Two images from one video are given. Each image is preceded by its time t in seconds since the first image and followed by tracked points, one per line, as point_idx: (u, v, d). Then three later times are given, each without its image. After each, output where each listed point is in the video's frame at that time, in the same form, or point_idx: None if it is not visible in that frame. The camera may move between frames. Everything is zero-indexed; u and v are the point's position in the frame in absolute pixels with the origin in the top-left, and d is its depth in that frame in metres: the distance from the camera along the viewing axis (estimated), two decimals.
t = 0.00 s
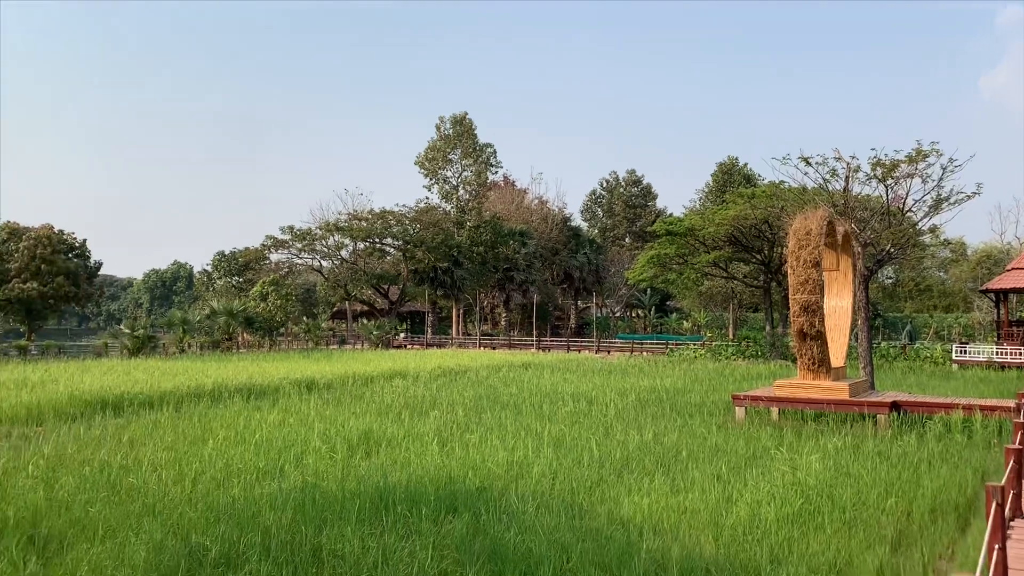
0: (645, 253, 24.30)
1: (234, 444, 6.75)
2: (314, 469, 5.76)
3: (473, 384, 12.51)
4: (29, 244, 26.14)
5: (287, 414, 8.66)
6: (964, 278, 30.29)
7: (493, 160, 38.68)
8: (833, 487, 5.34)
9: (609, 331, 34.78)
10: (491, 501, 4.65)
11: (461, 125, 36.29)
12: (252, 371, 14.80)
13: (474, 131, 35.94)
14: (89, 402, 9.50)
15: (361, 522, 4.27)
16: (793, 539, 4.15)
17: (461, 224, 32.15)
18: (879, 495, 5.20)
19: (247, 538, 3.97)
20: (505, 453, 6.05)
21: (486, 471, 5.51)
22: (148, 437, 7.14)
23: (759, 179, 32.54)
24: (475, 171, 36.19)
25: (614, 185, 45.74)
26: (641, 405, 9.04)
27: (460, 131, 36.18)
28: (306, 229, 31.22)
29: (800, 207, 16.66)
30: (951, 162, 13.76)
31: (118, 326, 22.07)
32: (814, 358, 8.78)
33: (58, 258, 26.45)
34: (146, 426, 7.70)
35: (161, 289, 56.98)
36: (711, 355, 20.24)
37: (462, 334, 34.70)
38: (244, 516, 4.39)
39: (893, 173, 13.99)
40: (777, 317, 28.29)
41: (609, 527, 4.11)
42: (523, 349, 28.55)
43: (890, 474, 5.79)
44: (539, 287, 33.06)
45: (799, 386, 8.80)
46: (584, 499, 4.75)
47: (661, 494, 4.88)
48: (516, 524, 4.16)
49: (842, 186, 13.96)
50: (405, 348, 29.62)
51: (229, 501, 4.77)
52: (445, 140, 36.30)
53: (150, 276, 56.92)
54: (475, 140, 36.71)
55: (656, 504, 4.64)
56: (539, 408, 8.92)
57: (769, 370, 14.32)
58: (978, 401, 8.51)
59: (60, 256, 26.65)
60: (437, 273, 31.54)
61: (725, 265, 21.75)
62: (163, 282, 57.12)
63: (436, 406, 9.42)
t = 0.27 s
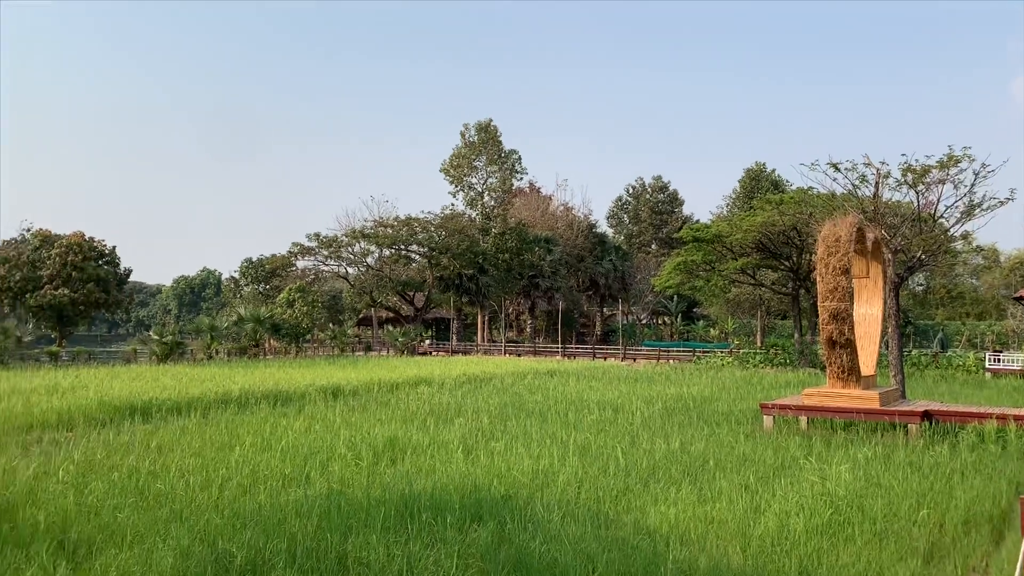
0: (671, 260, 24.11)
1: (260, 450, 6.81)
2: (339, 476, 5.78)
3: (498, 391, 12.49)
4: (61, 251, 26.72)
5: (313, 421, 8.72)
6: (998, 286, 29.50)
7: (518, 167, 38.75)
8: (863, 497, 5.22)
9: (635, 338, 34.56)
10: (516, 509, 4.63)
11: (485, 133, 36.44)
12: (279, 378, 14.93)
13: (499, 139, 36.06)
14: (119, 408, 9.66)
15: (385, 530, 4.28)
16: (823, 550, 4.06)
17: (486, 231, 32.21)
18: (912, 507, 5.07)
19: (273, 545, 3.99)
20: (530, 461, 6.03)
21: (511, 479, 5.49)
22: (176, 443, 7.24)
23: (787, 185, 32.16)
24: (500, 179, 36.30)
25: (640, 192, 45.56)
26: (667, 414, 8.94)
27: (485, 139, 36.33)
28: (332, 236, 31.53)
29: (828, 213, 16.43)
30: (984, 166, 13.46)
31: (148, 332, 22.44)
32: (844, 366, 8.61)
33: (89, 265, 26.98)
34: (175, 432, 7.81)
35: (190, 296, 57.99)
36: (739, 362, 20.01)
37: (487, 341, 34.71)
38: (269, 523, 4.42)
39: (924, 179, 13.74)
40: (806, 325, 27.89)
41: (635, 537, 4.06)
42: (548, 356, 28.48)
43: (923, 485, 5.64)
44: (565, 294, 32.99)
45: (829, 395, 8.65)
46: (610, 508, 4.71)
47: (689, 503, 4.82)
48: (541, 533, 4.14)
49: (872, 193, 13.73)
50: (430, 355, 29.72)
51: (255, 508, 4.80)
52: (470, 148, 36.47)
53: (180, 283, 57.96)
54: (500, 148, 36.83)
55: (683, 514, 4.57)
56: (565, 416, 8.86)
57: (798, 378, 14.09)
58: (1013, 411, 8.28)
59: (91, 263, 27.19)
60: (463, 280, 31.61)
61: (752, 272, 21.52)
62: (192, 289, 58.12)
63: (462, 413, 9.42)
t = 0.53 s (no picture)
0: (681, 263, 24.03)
1: (272, 454, 6.84)
2: (350, 480, 5.79)
3: (508, 395, 12.48)
4: (73, 257, 26.89)
5: (324, 425, 8.74)
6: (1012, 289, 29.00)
7: (528, 171, 38.77)
8: (876, 501, 5.18)
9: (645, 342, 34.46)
10: (527, 513, 4.62)
11: (494, 137, 36.51)
12: (290, 382, 14.98)
13: (508, 143, 36.11)
14: (131, 413, 9.72)
15: (396, 534, 4.29)
16: (835, 554, 4.03)
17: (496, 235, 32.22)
18: (926, 510, 5.02)
19: (285, 549, 4.01)
20: (540, 465, 6.02)
21: (522, 483, 5.48)
22: (188, 447, 7.28)
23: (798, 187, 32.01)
24: (509, 183, 36.34)
25: (650, 196, 45.50)
26: (678, 417, 8.90)
27: (494, 143, 36.38)
28: (343, 241, 31.64)
29: (839, 215, 16.33)
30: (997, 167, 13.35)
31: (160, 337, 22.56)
32: (856, 369, 8.55)
33: (102, 271, 27.15)
34: (187, 437, 7.85)
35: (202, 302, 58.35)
36: (750, 365, 19.91)
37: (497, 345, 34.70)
38: (281, 527, 4.44)
39: (936, 180, 13.64)
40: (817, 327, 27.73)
41: (646, 541, 4.05)
42: (559, 359, 28.45)
43: (937, 488, 5.59)
44: (575, 298, 32.96)
45: (840, 398, 8.59)
46: (621, 512, 4.69)
47: (700, 507, 4.80)
48: (552, 536, 4.13)
49: (883, 194, 13.64)
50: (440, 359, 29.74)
51: (267, 512, 4.82)
52: (479, 153, 36.54)
53: (192, 288, 58.34)
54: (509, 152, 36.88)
55: (695, 517, 4.55)
56: (576, 420, 8.85)
57: (809, 381, 14.00)
58: None
59: (103, 269, 27.37)
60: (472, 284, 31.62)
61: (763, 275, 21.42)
62: (204, 295, 58.49)
63: (472, 418, 9.42)
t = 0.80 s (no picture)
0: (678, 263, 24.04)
1: (270, 456, 6.83)
2: (348, 481, 5.79)
3: (506, 396, 12.48)
4: (71, 260, 26.82)
5: (322, 427, 8.74)
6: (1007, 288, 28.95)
7: (525, 172, 38.79)
8: (874, 500, 5.20)
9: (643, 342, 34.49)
10: (525, 514, 4.63)
11: (491, 138, 36.52)
12: (287, 384, 14.97)
13: (505, 144, 36.12)
14: (129, 415, 9.70)
15: (393, 535, 4.29)
16: (833, 553, 4.04)
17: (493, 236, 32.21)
18: (923, 509, 5.04)
19: (282, 551, 4.01)
20: (538, 465, 6.02)
21: (519, 484, 5.48)
22: (185, 450, 7.26)
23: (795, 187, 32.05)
24: (506, 184, 36.37)
25: (647, 196, 45.54)
26: (676, 417, 8.91)
27: (491, 144, 36.40)
28: (340, 242, 31.62)
29: (836, 215, 16.36)
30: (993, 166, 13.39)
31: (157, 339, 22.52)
32: (853, 369, 8.58)
33: (99, 273, 27.07)
34: (184, 439, 7.83)
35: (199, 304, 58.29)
36: (747, 365, 19.95)
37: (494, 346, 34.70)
38: (279, 528, 4.44)
39: (932, 179, 13.67)
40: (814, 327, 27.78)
41: (645, 541, 4.05)
42: (556, 360, 28.47)
43: (935, 487, 5.60)
44: (572, 298, 32.98)
45: (838, 398, 8.61)
46: (619, 512, 4.70)
47: (698, 507, 4.81)
48: (550, 537, 4.14)
49: (879, 194, 13.67)
50: (438, 360, 29.74)
51: (265, 514, 4.82)
52: (476, 154, 36.56)
53: (189, 291, 58.30)
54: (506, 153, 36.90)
55: (693, 518, 4.56)
56: (573, 420, 8.85)
57: (806, 381, 14.03)
58: None
59: (100, 271, 27.31)
60: (470, 285, 31.61)
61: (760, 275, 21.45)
62: (202, 297, 58.46)
63: (470, 419, 9.41)
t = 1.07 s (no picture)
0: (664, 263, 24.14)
1: (255, 457, 6.81)
2: (333, 483, 5.78)
3: (492, 396, 12.49)
4: (54, 260, 26.54)
5: (307, 428, 8.71)
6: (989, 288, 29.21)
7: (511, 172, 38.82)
8: (857, 498, 5.26)
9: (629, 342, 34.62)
10: (511, 514, 4.64)
11: (477, 138, 36.53)
12: (273, 385, 14.89)
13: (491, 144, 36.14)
14: (112, 416, 9.62)
15: (379, 536, 4.29)
16: (817, 552, 4.08)
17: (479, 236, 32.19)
18: (904, 507, 5.11)
19: (267, 552, 4.00)
20: (524, 466, 6.04)
21: (505, 484, 5.50)
22: (170, 451, 7.22)
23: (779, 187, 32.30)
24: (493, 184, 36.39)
25: (633, 197, 45.72)
26: (661, 416, 8.97)
27: (477, 145, 36.41)
28: (326, 242, 31.48)
29: (820, 215, 16.51)
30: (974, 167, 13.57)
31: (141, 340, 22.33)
32: (837, 368, 8.67)
33: (82, 273, 26.79)
34: (169, 441, 7.78)
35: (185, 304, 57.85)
36: (732, 365, 20.08)
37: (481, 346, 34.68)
38: (264, 530, 4.43)
39: (915, 180, 13.83)
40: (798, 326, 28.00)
41: (630, 541, 4.08)
42: (542, 360, 28.51)
43: (917, 486, 5.67)
44: (558, 299, 33.05)
45: (822, 397, 8.70)
46: (605, 512, 4.73)
47: (684, 506, 4.85)
48: (535, 537, 4.16)
49: (863, 195, 13.81)
50: (425, 361, 29.70)
51: (249, 515, 4.80)
52: (463, 154, 36.55)
53: (174, 291, 57.86)
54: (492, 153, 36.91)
55: (678, 517, 4.59)
56: (559, 420, 8.88)
57: (790, 380, 14.15)
58: (1004, 410, 8.36)
59: (84, 271, 27.04)
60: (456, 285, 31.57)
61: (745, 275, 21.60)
62: (187, 298, 58.04)
63: (456, 419, 9.41)
